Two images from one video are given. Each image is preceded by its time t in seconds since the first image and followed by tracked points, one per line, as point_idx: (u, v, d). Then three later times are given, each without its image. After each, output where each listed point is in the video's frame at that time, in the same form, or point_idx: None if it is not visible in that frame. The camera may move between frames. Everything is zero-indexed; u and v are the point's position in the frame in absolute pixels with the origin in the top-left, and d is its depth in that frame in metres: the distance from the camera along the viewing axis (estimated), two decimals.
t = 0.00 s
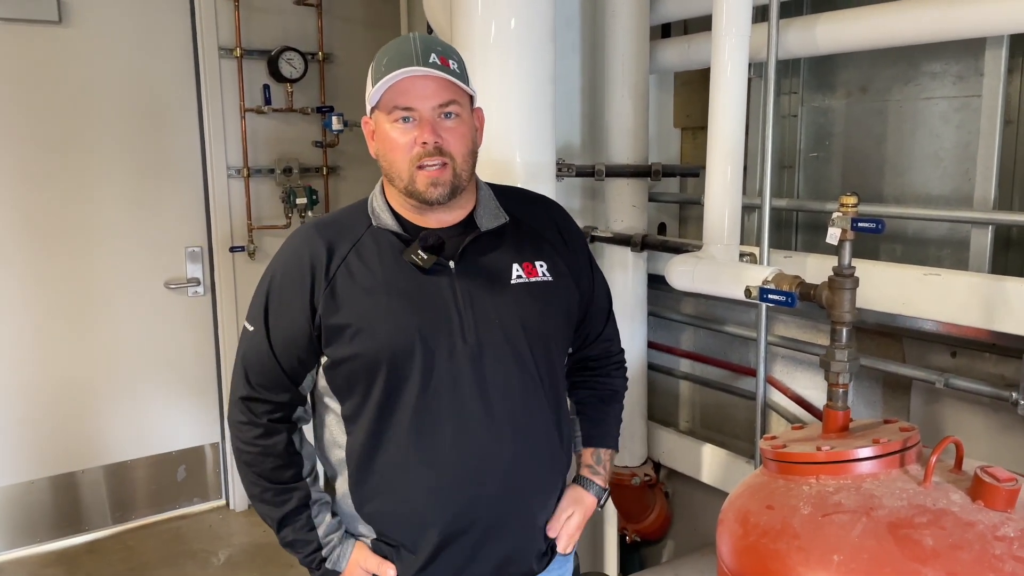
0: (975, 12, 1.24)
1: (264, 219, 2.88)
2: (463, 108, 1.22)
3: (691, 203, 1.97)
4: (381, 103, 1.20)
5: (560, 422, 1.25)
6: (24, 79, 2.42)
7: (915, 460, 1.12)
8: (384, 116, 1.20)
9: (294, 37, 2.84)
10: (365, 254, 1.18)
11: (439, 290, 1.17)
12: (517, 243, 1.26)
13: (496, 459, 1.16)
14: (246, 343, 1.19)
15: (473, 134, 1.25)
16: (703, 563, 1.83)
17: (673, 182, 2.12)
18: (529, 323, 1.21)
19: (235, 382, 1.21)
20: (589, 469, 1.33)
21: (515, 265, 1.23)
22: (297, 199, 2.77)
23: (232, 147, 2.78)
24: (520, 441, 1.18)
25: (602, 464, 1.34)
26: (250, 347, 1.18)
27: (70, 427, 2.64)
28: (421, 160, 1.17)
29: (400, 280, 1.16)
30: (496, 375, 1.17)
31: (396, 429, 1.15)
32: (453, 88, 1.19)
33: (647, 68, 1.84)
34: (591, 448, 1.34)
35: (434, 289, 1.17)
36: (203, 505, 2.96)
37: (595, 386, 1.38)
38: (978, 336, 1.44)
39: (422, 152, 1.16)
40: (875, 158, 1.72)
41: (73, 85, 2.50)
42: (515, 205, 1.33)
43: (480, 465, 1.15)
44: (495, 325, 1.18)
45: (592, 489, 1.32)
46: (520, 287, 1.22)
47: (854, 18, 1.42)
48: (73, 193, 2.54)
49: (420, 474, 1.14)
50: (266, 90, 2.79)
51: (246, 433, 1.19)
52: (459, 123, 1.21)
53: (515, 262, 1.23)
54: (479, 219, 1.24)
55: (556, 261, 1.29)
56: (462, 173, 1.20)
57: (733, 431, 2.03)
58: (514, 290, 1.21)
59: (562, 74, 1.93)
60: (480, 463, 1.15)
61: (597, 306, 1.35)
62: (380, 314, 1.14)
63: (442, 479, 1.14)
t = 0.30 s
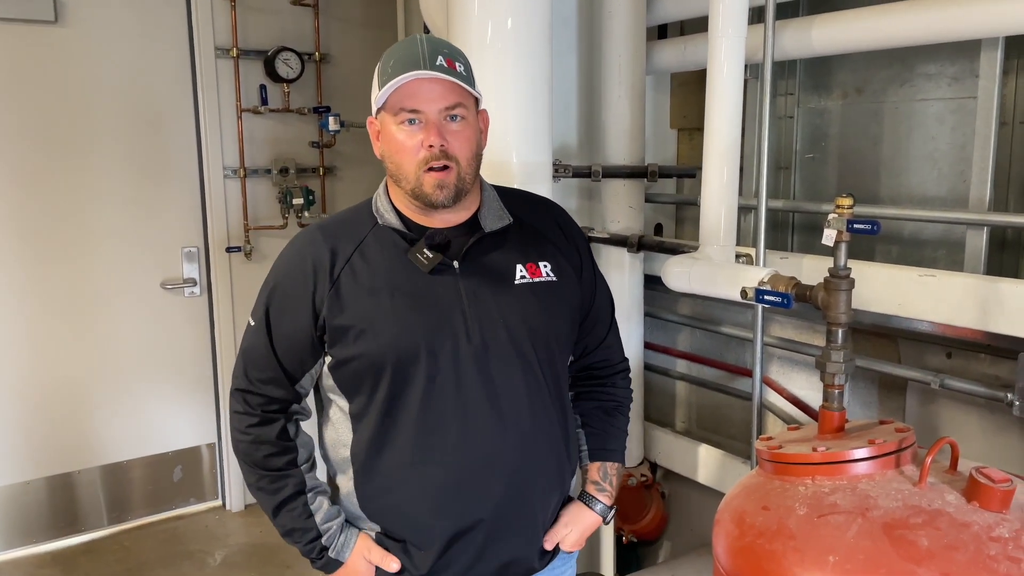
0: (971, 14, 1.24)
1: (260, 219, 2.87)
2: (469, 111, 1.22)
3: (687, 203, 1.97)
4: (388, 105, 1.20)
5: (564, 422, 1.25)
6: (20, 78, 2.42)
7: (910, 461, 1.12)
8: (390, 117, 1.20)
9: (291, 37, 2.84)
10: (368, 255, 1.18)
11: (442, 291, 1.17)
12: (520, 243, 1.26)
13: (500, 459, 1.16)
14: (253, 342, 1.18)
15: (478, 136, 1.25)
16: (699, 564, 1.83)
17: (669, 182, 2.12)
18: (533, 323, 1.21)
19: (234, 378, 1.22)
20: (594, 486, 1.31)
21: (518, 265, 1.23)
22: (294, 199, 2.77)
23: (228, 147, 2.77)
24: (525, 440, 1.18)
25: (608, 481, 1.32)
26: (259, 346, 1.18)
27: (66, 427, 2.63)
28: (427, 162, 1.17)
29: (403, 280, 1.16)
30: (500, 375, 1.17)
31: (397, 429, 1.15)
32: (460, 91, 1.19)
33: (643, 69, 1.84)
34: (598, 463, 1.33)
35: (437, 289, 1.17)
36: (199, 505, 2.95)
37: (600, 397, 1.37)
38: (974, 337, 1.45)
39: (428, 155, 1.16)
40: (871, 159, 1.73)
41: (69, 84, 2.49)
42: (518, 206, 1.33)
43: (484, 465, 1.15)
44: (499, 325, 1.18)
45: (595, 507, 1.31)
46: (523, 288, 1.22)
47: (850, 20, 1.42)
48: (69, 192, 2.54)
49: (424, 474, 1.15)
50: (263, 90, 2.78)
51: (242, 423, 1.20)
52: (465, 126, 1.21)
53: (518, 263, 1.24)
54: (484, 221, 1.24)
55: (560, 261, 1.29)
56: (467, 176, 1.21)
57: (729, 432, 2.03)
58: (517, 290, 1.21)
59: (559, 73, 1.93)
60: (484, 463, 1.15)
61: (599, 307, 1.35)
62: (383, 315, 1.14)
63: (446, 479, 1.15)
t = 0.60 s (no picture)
0: (968, 13, 1.25)
1: (257, 218, 2.87)
2: (474, 107, 1.22)
3: (685, 203, 1.97)
4: (393, 98, 1.20)
5: (555, 421, 1.25)
6: (16, 77, 2.41)
7: (907, 460, 1.13)
8: (395, 110, 1.20)
9: (288, 36, 2.84)
10: (365, 251, 1.18)
11: (437, 289, 1.17)
12: (517, 244, 1.26)
13: (492, 458, 1.16)
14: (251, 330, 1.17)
15: (482, 133, 1.25)
16: (696, 563, 1.83)
17: (666, 182, 2.12)
18: (527, 323, 1.21)
19: (222, 361, 1.21)
20: (590, 457, 1.31)
21: (516, 267, 1.23)
22: (291, 198, 2.76)
23: (225, 146, 2.77)
24: (517, 439, 1.18)
25: (602, 450, 1.32)
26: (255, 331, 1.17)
27: (62, 427, 2.63)
28: (431, 155, 1.16)
29: (398, 278, 1.16)
30: (493, 375, 1.17)
31: (392, 428, 1.15)
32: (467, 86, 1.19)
33: (641, 68, 1.84)
34: (591, 435, 1.33)
35: (432, 288, 1.17)
36: (196, 504, 2.95)
37: (594, 372, 1.38)
38: (970, 336, 1.45)
39: (432, 148, 1.16)
40: (867, 158, 1.73)
41: (66, 83, 2.49)
42: (517, 207, 1.33)
43: (475, 464, 1.15)
44: (492, 324, 1.18)
45: (591, 477, 1.31)
46: (520, 289, 1.22)
47: (846, 19, 1.42)
48: (65, 192, 2.53)
49: (416, 472, 1.15)
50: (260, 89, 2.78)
51: (229, 400, 1.19)
52: (470, 122, 1.21)
53: (516, 265, 1.23)
54: (483, 222, 1.24)
55: (557, 263, 1.29)
56: (470, 171, 1.20)
57: (726, 430, 2.04)
58: (512, 290, 1.21)
59: (557, 72, 1.93)
60: (476, 463, 1.15)
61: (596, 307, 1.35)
62: (377, 315, 1.14)
63: (437, 478, 1.15)
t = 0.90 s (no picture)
0: (966, 12, 1.24)
1: (254, 217, 2.87)
2: (471, 109, 1.22)
3: (683, 201, 1.97)
4: (390, 96, 1.19)
5: (546, 420, 1.25)
6: (12, 75, 2.40)
7: (903, 459, 1.12)
8: (391, 109, 1.19)
9: (285, 35, 2.83)
10: (355, 249, 1.18)
11: (428, 287, 1.17)
12: (508, 243, 1.26)
13: (484, 457, 1.16)
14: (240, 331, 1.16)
15: (478, 136, 1.24)
16: (694, 561, 1.83)
17: (664, 180, 2.12)
18: (519, 321, 1.21)
19: (211, 360, 1.20)
20: (579, 455, 1.32)
21: (507, 265, 1.23)
22: (288, 197, 2.76)
23: (223, 144, 2.76)
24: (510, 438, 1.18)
25: (592, 449, 1.32)
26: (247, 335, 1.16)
27: (59, 426, 2.62)
28: (425, 156, 1.16)
29: (390, 277, 1.16)
30: (485, 374, 1.16)
31: (387, 427, 1.15)
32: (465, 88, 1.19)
33: (638, 66, 1.84)
34: (581, 435, 1.33)
35: (423, 286, 1.17)
36: (193, 504, 2.95)
37: (588, 371, 1.38)
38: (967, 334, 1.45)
39: (427, 149, 1.15)
40: (865, 157, 1.73)
41: (62, 81, 2.48)
42: (510, 206, 1.33)
43: (468, 463, 1.15)
44: (484, 323, 1.18)
45: (581, 475, 1.31)
46: (511, 288, 1.22)
47: (844, 17, 1.42)
48: (61, 190, 2.52)
49: (409, 471, 1.14)
50: (257, 88, 2.77)
51: (217, 399, 1.18)
52: (466, 124, 1.21)
53: (507, 263, 1.23)
54: (473, 221, 1.24)
55: (549, 262, 1.29)
56: (463, 173, 1.20)
57: (723, 429, 2.03)
58: (503, 289, 1.21)
59: (554, 70, 1.93)
60: (468, 461, 1.15)
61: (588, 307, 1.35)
62: (368, 314, 1.14)
63: (430, 477, 1.14)
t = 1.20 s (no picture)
0: (962, 10, 1.24)
1: (251, 215, 2.86)
2: (460, 104, 1.22)
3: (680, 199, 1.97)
4: (378, 91, 1.19)
5: (540, 417, 1.25)
6: (8, 73, 2.39)
7: (900, 456, 1.12)
8: (380, 104, 1.19)
9: (282, 32, 2.83)
10: (348, 247, 1.17)
11: (422, 285, 1.17)
12: (502, 241, 1.26)
13: (478, 454, 1.16)
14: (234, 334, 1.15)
15: (467, 130, 1.24)
16: (691, 559, 1.83)
17: (661, 178, 2.12)
18: (512, 318, 1.21)
19: (210, 368, 1.18)
20: (572, 483, 1.32)
21: (500, 262, 1.23)
22: (285, 195, 2.76)
23: (220, 142, 2.76)
24: (504, 435, 1.18)
25: (586, 477, 1.32)
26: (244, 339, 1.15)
27: (56, 424, 2.62)
28: (415, 150, 1.16)
29: (383, 275, 1.16)
30: (479, 372, 1.16)
31: (382, 424, 1.14)
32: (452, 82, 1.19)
33: (636, 64, 1.84)
34: (576, 460, 1.33)
35: (417, 284, 1.16)
36: (190, 502, 2.94)
37: (583, 369, 1.38)
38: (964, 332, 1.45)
39: (416, 143, 1.15)
40: (862, 155, 1.73)
41: (59, 79, 2.47)
42: (503, 205, 1.32)
43: (462, 461, 1.15)
44: (478, 320, 1.18)
45: (573, 504, 1.31)
46: (504, 285, 1.22)
47: (841, 15, 1.42)
48: (58, 188, 2.52)
49: (404, 470, 1.14)
50: (254, 85, 2.77)
51: (215, 409, 1.17)
52: (455, 118, 1.21)
53: (499, 260, 1.23)
54: (465, 218, 1.24)
55: (542, 259, 1.29)
56: (453, 167, 1.20)
57: (720, 427, 2.03)
58: (496, 287, 1.21)
59: (551, 68, 1.92)
60: (463, 459, 1.15)
61: (581, 305, 1.35)
62: (362, 312, 1.14)
63: (424, 475, 1.14)
